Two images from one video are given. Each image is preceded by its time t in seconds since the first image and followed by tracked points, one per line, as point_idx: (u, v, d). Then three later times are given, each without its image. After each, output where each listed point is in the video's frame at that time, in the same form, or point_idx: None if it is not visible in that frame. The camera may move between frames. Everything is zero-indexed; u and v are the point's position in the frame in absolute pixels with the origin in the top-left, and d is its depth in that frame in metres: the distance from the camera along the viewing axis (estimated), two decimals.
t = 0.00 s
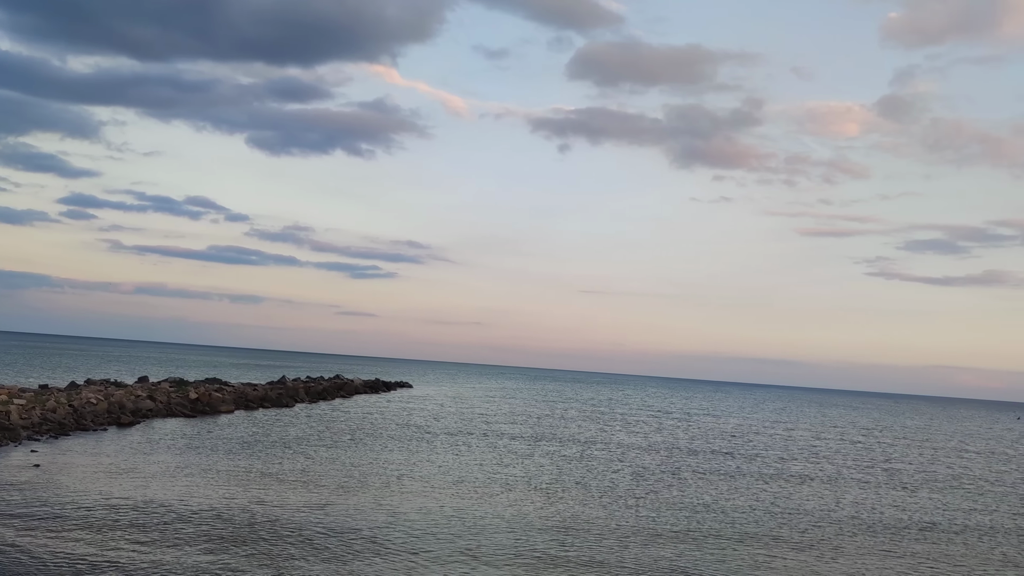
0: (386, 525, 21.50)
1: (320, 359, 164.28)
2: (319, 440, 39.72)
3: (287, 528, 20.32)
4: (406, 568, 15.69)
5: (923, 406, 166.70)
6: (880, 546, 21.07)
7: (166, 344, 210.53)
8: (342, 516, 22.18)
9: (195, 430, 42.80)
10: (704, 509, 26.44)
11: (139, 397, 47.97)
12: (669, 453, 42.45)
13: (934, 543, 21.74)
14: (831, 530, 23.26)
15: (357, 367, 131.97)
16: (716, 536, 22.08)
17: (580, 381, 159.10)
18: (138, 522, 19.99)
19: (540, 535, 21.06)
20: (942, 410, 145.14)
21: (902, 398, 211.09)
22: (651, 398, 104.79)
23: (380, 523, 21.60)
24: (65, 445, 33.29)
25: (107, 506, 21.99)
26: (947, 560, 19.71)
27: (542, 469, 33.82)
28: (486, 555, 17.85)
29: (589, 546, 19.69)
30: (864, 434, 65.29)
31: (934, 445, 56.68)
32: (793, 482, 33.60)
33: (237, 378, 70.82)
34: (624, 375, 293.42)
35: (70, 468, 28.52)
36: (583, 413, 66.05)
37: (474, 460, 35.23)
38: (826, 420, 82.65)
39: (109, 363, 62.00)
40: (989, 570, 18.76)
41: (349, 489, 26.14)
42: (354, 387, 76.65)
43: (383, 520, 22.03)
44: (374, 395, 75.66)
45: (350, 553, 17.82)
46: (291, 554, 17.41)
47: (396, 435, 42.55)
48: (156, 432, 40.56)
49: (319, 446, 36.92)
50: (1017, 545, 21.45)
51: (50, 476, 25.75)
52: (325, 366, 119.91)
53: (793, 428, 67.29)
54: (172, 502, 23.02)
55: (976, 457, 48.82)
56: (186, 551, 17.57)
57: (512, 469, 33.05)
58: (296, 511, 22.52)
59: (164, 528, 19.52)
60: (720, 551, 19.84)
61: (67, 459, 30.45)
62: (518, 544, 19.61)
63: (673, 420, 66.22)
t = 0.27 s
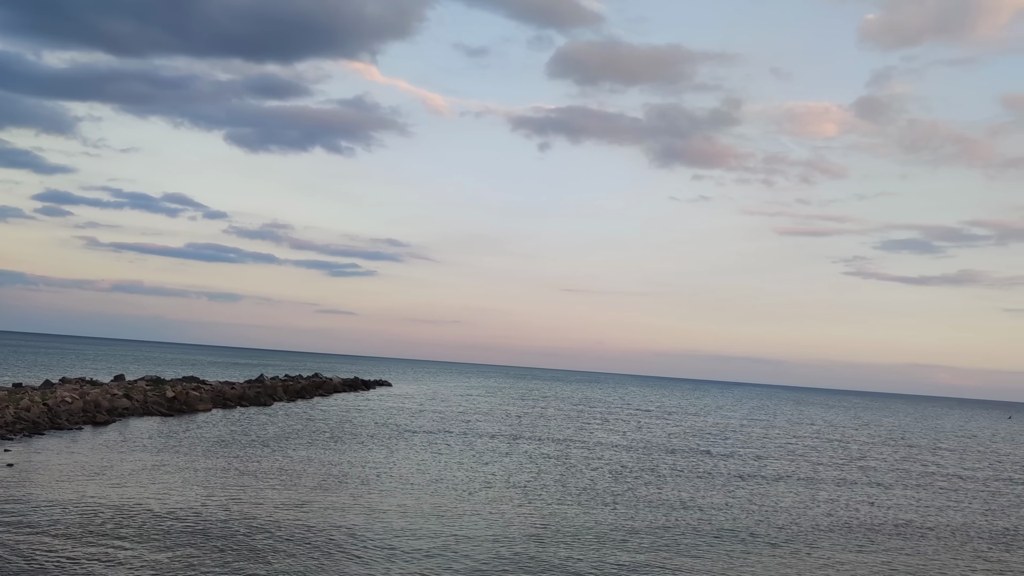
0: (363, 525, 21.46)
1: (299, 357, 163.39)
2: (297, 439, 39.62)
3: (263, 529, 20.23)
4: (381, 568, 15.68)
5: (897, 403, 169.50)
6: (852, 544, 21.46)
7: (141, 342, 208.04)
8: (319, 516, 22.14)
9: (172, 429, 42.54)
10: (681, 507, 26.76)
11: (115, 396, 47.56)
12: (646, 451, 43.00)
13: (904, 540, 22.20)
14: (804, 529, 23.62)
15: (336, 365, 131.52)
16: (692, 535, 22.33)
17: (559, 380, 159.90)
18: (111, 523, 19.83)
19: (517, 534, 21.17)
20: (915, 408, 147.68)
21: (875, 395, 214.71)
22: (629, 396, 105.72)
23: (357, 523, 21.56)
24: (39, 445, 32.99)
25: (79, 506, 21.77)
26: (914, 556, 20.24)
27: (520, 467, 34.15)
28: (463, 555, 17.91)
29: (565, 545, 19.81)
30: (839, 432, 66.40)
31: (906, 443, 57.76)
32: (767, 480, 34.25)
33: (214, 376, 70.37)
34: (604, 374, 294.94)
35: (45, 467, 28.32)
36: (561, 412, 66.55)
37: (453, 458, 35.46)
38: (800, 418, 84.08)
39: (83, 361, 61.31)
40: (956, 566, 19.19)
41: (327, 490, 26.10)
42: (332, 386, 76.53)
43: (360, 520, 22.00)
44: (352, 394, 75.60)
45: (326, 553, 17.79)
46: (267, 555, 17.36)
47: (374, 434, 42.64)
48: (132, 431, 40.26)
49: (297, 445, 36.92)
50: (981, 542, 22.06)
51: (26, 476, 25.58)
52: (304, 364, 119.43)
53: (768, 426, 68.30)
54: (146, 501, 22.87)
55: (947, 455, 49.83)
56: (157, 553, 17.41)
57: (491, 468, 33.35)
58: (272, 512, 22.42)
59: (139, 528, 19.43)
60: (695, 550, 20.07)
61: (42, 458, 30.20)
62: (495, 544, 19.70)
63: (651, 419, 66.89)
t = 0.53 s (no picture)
0: (338, 525, 21.44)
1: (278, 355, 162.37)
2: (274, 438, 39.45)
3: (237, 530, 20.14)
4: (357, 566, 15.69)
5: (873, 402, 171.91)
6: (823, 543, 21.77)
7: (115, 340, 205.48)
8: (294, 517, 22.07)
9: (146, 428, 42.27)
10: (656, 506, 27.18)
11: (89, 394, 47.13)
12: (621, 449, 43.47)
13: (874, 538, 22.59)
14: (778, 528, 23.93)
15: (313, 364, 131.24)
16: (667, 534, 22.54)
17: (538, 378, 160.64)
18: (83, 523, 19.66)
19: (493, 534, 21.24)
20: (891, 407, 149.88)
21: (848, 394, 218.22)
22: (607, 394, 106.55)
23: (333, 524, 21.55)
24: (13, 444, 32.61)
25: (50, 506, 21.55)
26: (879, 551, 20.76)
27: (497, 466, 34.38)
28: (439, 556, 17.93)
29: (541, 544, 19.94)
30: (815, 430, 67.32)
31: (881, 442, 58.66)
32: (740, 478, 34.92)
33: (190, 375, 69.88)
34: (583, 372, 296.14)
35: (19, 466, 28.07)
36: (539, 410, 66.90)
37: (431, 457, 35.63)
38: (774, 416, 85.35)
39: (57, 359, 60.62)
40: (925, 562, 19.53)
41: (303, 489, 26.03)
42: (310, 384, 76.37)
43: (336, 521, 21.97)
44: (330, 392, 75.47)
45: (299, 555, 17.75)
46: (240, 556, 17.26)
47: (352, 432, 42.65)
48: (106, 430, 39.92)
49: (274, 444, 36.87)
50: (945, 537, 22.68)
51: None
52: (281, 363, 118.96)
53: (743, 424, 69.20)
54: (119, 502, 22.68)
55: (920, 453, 50.69)
56: (130, 555, 17.29)
57: (468, 467, 33.54)
58: (246, 512, 22.34)
59: (111, 529, 19.32)
60: (669, 549, 20.29)
61: (15, 457, 29.91)
62: (471, 544, 19.75)
63: (628, 417, 67.46)
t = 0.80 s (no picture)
0: (316, 526, 21.44)
1: (255, 353, 161.14)
2: (251, 437, 39.27)
3: (214, 531, 20.09)
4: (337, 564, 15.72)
5: (847, 400, 174.60)
6: (793, 540, 22.38)
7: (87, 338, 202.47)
8: (272, 517, 22.03)
9: (121, 426, 41.98)
10: (631, 504, 27.67)
11: (62, 392, 46.67)
12: (599, 448, 43.94)
13: (846, 536, 23.05)
14: (753, 527, 24.30)
15: (290, 362, 130.60)
16: (644, 533, 22.79)
17: (516, 377, 161.18)
18: (57, 524, 19.48)
19: (471, 534, 21.34)
20: (864, 405, 152.37)
21: (821, 392, 221.51)
22: (584, 393, 107.32)
23: (311, 524, 21.55)
24: None
25: (22, 506, 21.33)
26: (847, 547, 21.39)
27: (475, 464, 34.69)
28: (419, 557, 17.98)
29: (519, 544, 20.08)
30: (789, 429, 68.32)
31: (853, 440, 59.74)
32: (714, 475, 35.56)
33: (165, 373, 69.34)
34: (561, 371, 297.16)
35: None
36: (517, 408, 67.27)
37: (409, 455, 35.86)
38: (749, 414, 86.60)
39: (28, 357, 59.88)
40: (897, 559, 19.95)
41: (280, 489, 25.97)
42: (287, 382, 76.12)
43: (314, 521, 21.96)
44: (307, 390, 75.30)
45: (277, 555, 17.74)
46: (221, 557, 17.40)
47: (329, 431, 42.70)
48: (80, 429, 39.57)
49: (251, 442, 36.88)
50: (911, 534, 23.39)
51: None
52: (258, 361, 118.21)
53: (718, 422, 70.20)
54: (93, 502, 22.50)
55: (891, 451, 51.68)
56: (105, 556, 17.18)
57: (445, 465, 33.80)
58: (223, 512, 22.27)
59: (89, 529, 19.35)
60: (645, 548, 20.54)
61: None
62: (450, 544, 19.83)
63: (605, 415, 68.06)
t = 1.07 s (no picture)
0: (291, 526, 21.47)
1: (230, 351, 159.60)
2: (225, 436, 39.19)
3: (186, 531, 20.05)
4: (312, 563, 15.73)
5: (820, 399, 177.06)
6: (759, 537, 22.94)
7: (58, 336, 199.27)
8: (245, 518, 22.02)
9: (93, 425, 41.67)
10: (603, 503, 28.09)
11: (33, 391, 46.21)
12: (573, 447, 44.37)
13: (816, 535, 23.45)
14: (725, 527, 24.64)
15: (266, 360, 129.79)
16: (614, 532, 23.22)
17: (493, 375, 161.59)
18: (26, 525, 19.36)
19: (445, 535, 21.43)
20: (836, 403, 154.67)
21: (795, 390, 224.64)
22: (561, 392, 107.95)
23: (285, 524, 21.56)
24: None
25: None
26: (810, 545, 21.97)
27: (450, 463, 34.97)
28: (391, 557, 18.21)
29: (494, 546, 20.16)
30: (762, 427, 69.28)
31: (826, 438, 60.71)
32: (685, 474, 36.11)
33: (138, 371, 68.76)
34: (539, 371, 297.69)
35: None
36: (494, 407, 67.54)
37: (383, 454, 36.03)
38: (724, 413, 87.73)
39: None
40: (857, 557, 20.55)
41: (254, 489, 25.95)
42: (263, 381, 75.80)
43: (288, 522, 21.98)
44: (283, 389, 75.06)
45: (249, 557, 17.72)
46: (192, 557, 17.51)
47: (304, 430, 42.71)
48: (50, 427, 39.24)
49: (225, 441, 36.80)
50: (873, 532, 24.03)
51: None
52: (234, 359, 117.42)
53: (693, 421, 71.08)
54: (64, 502, 22.37)
55: (862, 450, 52.59)
56: (74, 558, 17.09)
57: (420, 464, 34.02)
58: (196, 513, 22.22)
59: (59, 529, 19.33)
60: (620, 548, 20.78)
61: None
62: (424, 544, 19.90)
63: (581, 414, 68.54)
